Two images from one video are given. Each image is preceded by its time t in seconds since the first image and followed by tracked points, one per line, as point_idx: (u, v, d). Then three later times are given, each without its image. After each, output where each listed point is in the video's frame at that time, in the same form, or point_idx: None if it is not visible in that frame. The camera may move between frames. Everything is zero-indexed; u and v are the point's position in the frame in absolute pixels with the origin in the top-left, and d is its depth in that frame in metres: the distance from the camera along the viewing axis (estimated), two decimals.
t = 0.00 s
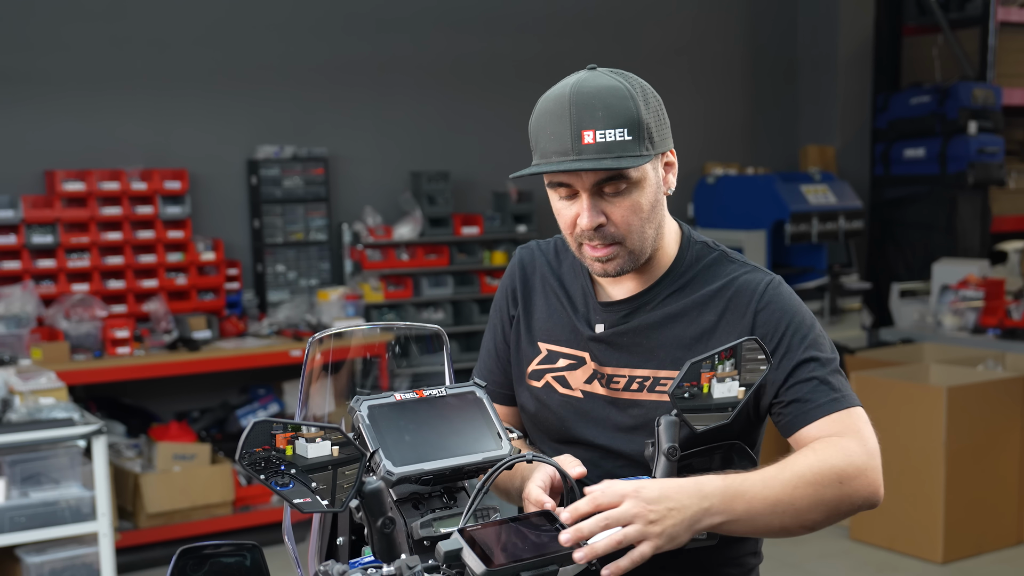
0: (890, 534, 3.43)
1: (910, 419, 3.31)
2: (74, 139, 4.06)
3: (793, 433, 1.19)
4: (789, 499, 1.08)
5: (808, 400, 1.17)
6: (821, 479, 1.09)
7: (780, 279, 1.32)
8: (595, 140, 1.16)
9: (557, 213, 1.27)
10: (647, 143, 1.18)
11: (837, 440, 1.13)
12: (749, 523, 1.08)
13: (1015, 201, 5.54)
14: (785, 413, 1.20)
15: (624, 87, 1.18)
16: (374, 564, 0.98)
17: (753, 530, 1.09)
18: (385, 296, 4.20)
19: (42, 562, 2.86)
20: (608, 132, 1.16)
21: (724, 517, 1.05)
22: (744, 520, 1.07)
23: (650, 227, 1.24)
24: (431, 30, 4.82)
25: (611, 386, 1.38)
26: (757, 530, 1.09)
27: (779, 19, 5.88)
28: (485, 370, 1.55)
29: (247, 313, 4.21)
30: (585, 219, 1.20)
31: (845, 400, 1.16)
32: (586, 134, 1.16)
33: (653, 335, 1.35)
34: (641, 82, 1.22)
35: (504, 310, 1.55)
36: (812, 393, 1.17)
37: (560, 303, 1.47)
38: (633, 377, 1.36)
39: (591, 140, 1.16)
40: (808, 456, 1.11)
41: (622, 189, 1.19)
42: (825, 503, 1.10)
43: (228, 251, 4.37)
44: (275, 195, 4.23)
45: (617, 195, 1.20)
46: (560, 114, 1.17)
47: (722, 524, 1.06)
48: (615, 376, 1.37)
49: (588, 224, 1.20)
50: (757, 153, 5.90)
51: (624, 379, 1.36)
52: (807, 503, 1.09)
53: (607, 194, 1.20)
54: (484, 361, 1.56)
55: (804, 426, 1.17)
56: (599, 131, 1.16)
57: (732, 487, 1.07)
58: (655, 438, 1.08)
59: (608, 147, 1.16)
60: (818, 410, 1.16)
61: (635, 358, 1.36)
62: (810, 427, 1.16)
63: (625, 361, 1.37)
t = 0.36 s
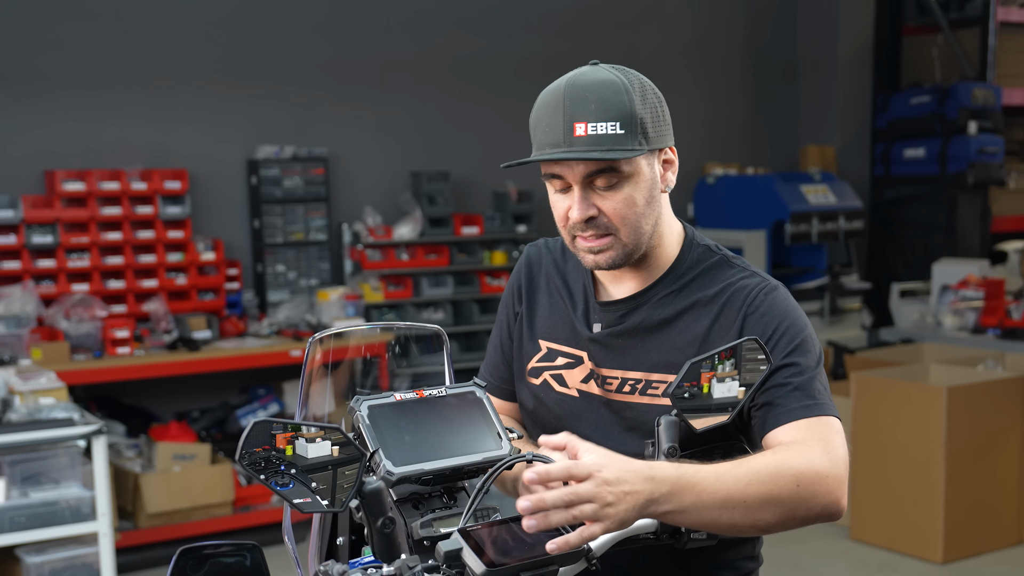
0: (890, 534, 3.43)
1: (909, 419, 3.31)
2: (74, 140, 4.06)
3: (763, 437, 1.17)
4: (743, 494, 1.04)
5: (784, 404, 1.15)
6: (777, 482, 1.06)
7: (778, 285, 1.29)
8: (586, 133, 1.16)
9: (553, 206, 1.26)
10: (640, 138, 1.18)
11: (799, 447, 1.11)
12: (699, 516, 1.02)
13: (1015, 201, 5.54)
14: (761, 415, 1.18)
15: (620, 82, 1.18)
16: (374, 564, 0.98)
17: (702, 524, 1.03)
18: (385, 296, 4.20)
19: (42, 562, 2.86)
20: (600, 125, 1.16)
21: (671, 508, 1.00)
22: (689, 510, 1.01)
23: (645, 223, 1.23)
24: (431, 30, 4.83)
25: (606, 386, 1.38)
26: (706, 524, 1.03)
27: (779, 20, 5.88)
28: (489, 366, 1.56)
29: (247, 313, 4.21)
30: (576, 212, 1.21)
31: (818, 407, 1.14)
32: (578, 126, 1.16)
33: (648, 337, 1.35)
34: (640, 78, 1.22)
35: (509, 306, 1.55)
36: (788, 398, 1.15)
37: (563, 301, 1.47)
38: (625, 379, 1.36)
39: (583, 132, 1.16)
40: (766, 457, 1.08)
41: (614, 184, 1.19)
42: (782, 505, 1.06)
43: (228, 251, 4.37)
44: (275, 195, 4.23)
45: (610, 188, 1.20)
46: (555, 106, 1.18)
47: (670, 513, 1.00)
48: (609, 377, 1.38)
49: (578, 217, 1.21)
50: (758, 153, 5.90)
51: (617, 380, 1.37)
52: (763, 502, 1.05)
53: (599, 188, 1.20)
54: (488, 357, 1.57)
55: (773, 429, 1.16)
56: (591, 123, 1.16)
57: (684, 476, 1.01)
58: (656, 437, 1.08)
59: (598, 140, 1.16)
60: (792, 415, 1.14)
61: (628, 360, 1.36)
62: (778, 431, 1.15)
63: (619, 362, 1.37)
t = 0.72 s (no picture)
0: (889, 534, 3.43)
1: (909, 419, 3.31)
2: (74, 139, 4.07)
3: (762, 434, 1.18)
4: (733, 495, 1.07)
5: (782, 404, 1.16)
6: (769, 481, 1.08)
7: (775, 282, 1.30)
8: (600, 120, 1.16)
9: (556, 201, 1.26)
10: (650, 127, 1.19)
11: (798, 446, 1.12)
12: (690, 520, 1.05)
13: (1015, 201, 5.53)
14: (761, 416, 1.18)
15: (629, 73, 1.19)
16: (374, 564, 0.98)
17: (692, 528, 1.06)
18: (385, 296, 4.20)
19: (42, 562, 2.86)
20: (614, 112, 1.16)
21: (660, 510, 1.02)
22: (681, 514, 1.04)
23: (652, 215, 1.24)
24: (431, 30, 4.83)
25: (605, 386, 1.38)
26: (697, 528, 1.06)
27: (779, 20, 5.88)
28: (487, 367, 1.56)
29: (247, 313, 4.21)
30: (587, 201, 1.20)
31: (817, 405, 1.15)
32: (591, 114, 1.16)
33: (646, 337, 1.35)
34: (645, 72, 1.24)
35: (507, 307, 1.56)
36: (785, 398, 1.16)
37: (560, 301, 1.47)
38: (624, 379, 1.36)
39: (596, 119, 1.16)
40: (757, 458, 1.10)
41: (625, 173, 1.20)
42: (772, 502, 1.08)
43: (228, 251, 4.37)
44: (275, 195, 4.23)
45: (621, 177, 1.20)
46: (567, 95, 1.17)
47: (659, 517, 1.03)
48: (608, 377, 1.37)
49: (590, 206, 1.20)
50: (758, 153, 5.90)
51: (616, 381, 1.36)
52: (755, 502, 1.07)
53: (610, 177, 1.20)
54: (486, 357, 1.57)
55: (771, 429, 1.17)
56: (604, 111, 1.16)
57: (672, 479, 1.04)
58: (655, 438, 1.08)
59: (613, 127, 1.16)
60: (790, 415, 1.15)
61: (626, 359, 1.36)
62: (777, 431, 1.16)
63: (618, 362, 1.37)
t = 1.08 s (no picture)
0: (889, 534, 3.43)
1: (909, 419, 3.31)
2: (74, 139, 4.07)
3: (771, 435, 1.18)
4: (751, 507, 1.08)
5: (785, 405, 1.16)
6: (785, 490, 1.09)
7: (779, 283, 1.30)
8: (600, 125, 1.16)
9: (556, 201, 1.26)
10: (652, 133, 1.18)
11: (806, 449, 1.13)
12: (708, 532, 1.07)
13: (1015, 201, 5.53)
14: (767, 416, 1.18)
15: (633, 77, 1.18)
16: (374, 564, 0.98)
17: (710, 538, 1.08)
18: (385, 296, 4.20)
19: (42, 562, 2.86)
20: (614, 117, 1.16)
21: (681, 524, 1.04)
22: (699, 528, 1.06)
23: (652, 220, 1.24)
24: (432, 30, 4.83)
25: (608, 386, 1.38)
26: (715, 538, 1.08)
27: (779, 20, 5.88)
28: (487, 365, 1.56)
29: (247, 313, 4.21)
30: (585, 205, 1.20)
31: (824, 404, 1.16)
32: (591, 118, 1.16)
33: (651, 337, 1.35)
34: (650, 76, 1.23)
35: (508, 306, 1.55)
36: (789, 398, 1.16)
37: (563, 300, 1.47)
38: (628, 378, 1.36)
39: (596, 124, 1.16)
40: (771, 464, 1.11)
41: (624, 178, 1.20)
42: (789, 512, 1.10)
43: (228, 251, 4.37)
44: (275, 195, 4.23)
45: (620, 182, 1.20)
46: (568, 98, 1.18)
47: (679, 531, 1.04)
48: (612, 376, 1.38)
49: (588, 210, 1.20)
50: (758, 153, 5.90)
51: (620, 380, 1.37)
52: (771, 511, 1.09)
53: (609, 182, 1.20)
54: (486, 355, 1.57)
55: (779, 429, 1.17)
56: (605, 116, 1.16)
57: (692, 493, 1.05)
58: (655, 438, 1.09)
59: (612, 132, 1.16)
60: (794, 416, 1.15)
61: (631, 359, 1.36)
62: (785, 430, 1.16)
63: (622, 361, 1.37)
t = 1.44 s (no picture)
0: (889, 534, 3.43)
1: (909, 419, 3.31)
2: (74, 139, 4.07)
3: (773, 442, 1.18)
4: (741, 527, 1.07)
5: (790, 412, 1.16)
6: (777, 504, 1.08)
7: (791, 292, 1.29)
8: (611, 134, 1.16)
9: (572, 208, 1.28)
10: (664, 141, 1.18)
11: (805, 459, 1.12)
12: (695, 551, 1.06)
13: (1015, 201, 5.53)
14: (770, 424, 1.19)
15: (645, 84, 1.18)
16: (374, 564, 0.98)
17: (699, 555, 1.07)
18: (385, 296, 4.20)
19: (42, 562, 2.86)
20: (625, 127, 1.16)
21: (669, 546, 1.02)
22: (687, 549, 1.04)
23: (663, 226, 1.24)
24: (432, 30, 4.83)
25: (613, 380, 1.39)
26: (703, 556, 1.07)
27: (778, 20, 5.88)
28: (501, 347, 1.57)
29: (247, 313, 4.21)
30: (597, 213, 1.21)
31: (828, 414, 1.15)
32: (602, 128, 1.17)
33: (658, 338, 1.35)
34: (665, 82, 1.23)
35: (524, 287, 1.56)
36: (795, 406, 1.16)
37: (579, 290, 1.48)
38: (632, 376, 1.37)
39: (607, 133, 1.16)
40: (765, 480, 1.10)
41: (636, 186, 1.20)
42: (782, 528, 1.08)
43: (228, 251, 4.37)
44: (275, 195, 4.23)
45: (632, 191, 1.20)
46: (580, 107, 1.18)
47: (667, 550, 1.03)
48: (617, 372, 1.39)
49: (599, 218, 1.21)
50: (758, 153, 5.90)
51: (624, 376, 1.38)
52: (763, 529, 1.07)
53: (622, 189, 1.21)
54: (499, 338, 1.58)
55: (781, 436, 1.17)
56: (616, 125, 1.16)
57: (682, 515, 1.04)
58: (655, 438, 1.09)
59: (623, 142, 1.16)
60: (798, 423, 1.15)
61: (637, 357, 1.37)
62: (787, 439, 1.16)
63: (627, 359, 1.38)
